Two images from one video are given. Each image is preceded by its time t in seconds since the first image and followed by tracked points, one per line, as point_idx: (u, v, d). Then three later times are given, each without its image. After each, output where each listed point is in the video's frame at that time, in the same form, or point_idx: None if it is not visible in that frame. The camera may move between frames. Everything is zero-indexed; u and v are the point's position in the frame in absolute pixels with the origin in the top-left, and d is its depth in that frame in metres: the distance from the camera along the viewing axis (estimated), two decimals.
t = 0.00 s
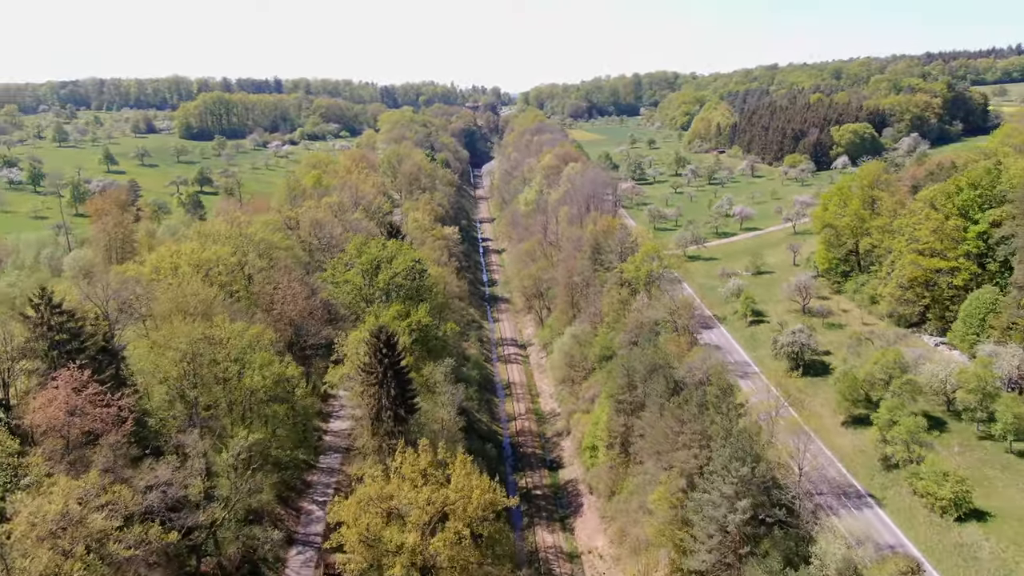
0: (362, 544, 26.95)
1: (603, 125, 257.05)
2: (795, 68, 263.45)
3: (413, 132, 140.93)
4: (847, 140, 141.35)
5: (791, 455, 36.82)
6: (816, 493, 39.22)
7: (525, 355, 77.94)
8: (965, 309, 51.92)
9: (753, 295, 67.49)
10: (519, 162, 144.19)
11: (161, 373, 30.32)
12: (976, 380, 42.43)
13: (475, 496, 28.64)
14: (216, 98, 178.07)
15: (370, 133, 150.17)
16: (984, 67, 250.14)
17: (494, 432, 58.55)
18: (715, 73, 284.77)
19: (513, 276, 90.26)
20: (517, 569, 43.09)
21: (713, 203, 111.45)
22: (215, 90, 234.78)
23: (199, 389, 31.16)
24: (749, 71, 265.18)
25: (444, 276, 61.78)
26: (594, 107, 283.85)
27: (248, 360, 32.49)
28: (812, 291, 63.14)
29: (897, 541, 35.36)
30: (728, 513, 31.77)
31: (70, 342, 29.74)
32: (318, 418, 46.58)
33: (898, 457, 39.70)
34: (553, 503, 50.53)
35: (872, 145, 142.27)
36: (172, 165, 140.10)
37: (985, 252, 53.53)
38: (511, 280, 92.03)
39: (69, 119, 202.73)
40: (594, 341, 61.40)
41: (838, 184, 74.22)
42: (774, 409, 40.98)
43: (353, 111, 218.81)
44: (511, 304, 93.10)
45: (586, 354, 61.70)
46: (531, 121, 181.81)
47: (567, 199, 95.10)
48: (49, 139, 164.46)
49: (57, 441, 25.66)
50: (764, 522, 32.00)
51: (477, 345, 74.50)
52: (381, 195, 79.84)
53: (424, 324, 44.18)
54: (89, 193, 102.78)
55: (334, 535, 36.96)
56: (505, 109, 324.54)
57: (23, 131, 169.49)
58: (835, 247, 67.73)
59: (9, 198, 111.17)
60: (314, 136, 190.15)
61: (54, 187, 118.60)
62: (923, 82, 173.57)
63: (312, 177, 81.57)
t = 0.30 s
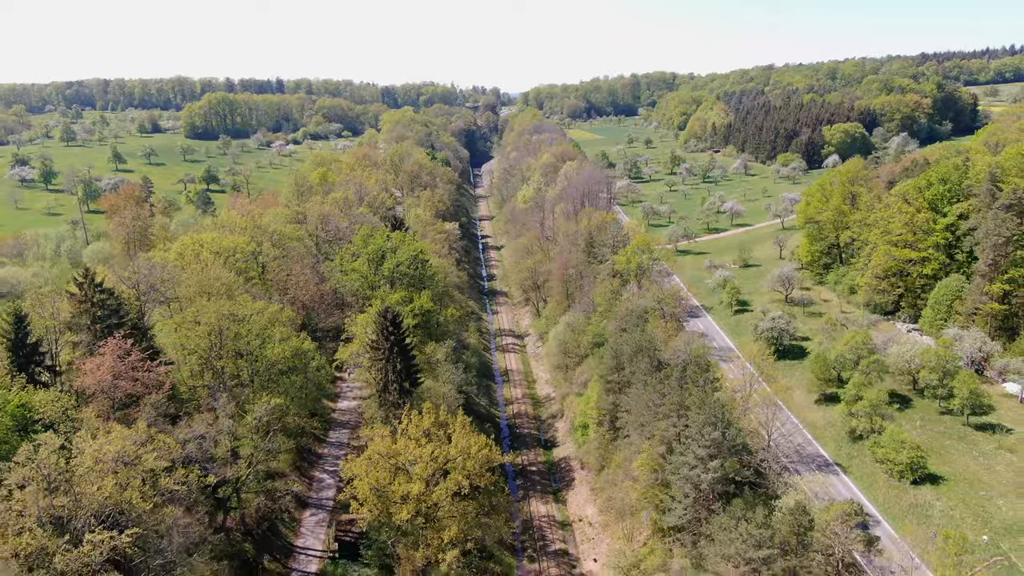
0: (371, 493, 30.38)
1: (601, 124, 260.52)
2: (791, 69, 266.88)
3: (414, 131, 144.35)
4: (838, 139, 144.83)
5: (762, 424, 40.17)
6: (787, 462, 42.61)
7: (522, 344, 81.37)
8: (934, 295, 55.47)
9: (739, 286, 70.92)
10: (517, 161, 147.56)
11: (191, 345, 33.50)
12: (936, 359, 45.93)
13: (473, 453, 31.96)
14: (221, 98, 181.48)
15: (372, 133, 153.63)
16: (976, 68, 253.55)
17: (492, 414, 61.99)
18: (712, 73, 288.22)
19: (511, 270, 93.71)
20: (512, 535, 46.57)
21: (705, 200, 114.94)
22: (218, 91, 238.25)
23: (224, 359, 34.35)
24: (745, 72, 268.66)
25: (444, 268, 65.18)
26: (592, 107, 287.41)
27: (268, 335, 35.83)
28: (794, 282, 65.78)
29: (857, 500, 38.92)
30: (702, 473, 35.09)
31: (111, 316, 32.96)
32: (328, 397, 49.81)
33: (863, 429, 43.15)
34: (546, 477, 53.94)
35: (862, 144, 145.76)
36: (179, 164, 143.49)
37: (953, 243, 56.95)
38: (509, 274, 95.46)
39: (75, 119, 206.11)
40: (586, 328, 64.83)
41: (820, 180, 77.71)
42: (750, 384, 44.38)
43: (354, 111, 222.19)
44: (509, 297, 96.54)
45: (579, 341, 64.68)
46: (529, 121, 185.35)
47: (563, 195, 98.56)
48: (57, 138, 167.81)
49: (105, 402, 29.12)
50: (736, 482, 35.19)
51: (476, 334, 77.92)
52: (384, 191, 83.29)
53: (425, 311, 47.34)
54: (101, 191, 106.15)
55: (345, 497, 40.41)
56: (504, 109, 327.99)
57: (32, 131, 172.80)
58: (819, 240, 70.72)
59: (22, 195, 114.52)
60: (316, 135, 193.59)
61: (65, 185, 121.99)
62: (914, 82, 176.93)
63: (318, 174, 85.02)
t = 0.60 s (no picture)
0: (376, 452, 33.87)
1: (600, 124, 264.14)
2: (787, 69, 270.21)
3: (415, 131, 147.92)
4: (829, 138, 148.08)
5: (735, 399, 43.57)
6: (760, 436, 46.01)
7: (518, 335, 84.80)
8: (905, 284, 58.69)
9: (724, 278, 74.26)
10: (515, 159, 150.99)
11: (212, 321, 36.81)
12: (900, 342, 49.47)
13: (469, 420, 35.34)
14: (224, 98, 184.96)
15: (373, 133, 157.24)
16: (969, 69, 256.67)
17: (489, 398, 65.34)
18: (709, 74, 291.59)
19: (508, 264, 97.15)
20: (507, 505, 50.09)
21: (697, 197, 118.28)
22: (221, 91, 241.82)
23: (241, 336, 37.65)
24: (742, 72, 271.86)
25: (443, 260, 68.68)
26: (590, 107, 290.87)
27: (282, 314, 39.29)
28: (776, 274, 69.01)
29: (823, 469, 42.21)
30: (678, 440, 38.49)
31: (140, 296, 36.39)
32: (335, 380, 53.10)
33: (830, 405, 46.58)
34: (539, 455, 57.36)
35: (853, 143, 148.97)
36: (185, 163, 146.97)
37: (923, 234, 60.42)
38: (506, 268, 98.87)
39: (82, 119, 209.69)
40: (578, 317, 68.27)
41: (803, 177, 81.11)
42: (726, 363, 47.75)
43: (356, 111, 225.67)
44: (506, 291, 100.02)
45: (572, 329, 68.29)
46: (527, 121, 188.83)
47: (559, 193, 102.04)
48: (65, 138, 171.35)
49: (139, 371, 33.10)
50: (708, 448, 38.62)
51: (474, 325, 81.29)
52: (386, 188, 86.79)
53: (425, 298, 50.62)
54: (111, 188, 109.64)
55: (353, 466, 43.83)
56: (504, 109, 331.41)
57: (39, 131, 176.28)
58: (801, 234, 74.10)
59: (34, 192, 117.97)
60: (318, 135, 197.04)
61: (74, 183, 125.48)
62: (905, 83, 180.43)
63: (322, 171, 88.50)
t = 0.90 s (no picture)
0: (378, 420, 37.36)
1: (597, 124, 267.45)
2: (782, 70, 273.55)
3: (415, 130, 151.41)
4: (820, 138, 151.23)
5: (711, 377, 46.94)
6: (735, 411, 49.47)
7: (514, 326, 88.22)
8: (877, 274, 62.01)
9: (710, 270, 77.68)
10: (513, 158, 154.38)
11: (228, 303, 40.10)
12: (868, 326, 52.97)
13: (462, 391, 38.75)
14: (228, 99, 188.47)
15: (374, 132, 160.70)
16: (963, 69, 259.89)
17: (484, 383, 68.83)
18: (705, 74, 294.92)
19: (505, 259, 100.54)
20: (500, 479, 53.61)
21: (689, 195, 121.65)
22: (224, 91, 245.32)
23: (254, 317, 40.91)
24: (738, 73, 275.20)
25: (442, 253, 72.10)
26: (589, 107, 294.37)
27: (292, 297, 42.74)
28: (759, 266, 72.32)
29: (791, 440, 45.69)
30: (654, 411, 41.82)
31: (162, 280, 39.89)
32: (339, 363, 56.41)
33: (800, 384, 50.11)
34: (531, 435, 60.88)
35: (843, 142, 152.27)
36: (190, 161, 150.41)
37: (896, 227, 63.81)
38: (503, 263, 102.28)
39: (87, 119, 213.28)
40: (570, 307, 71.57)
41: (786, 174, 84.49)
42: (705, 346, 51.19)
43: (356, 111, 228.98)
44: (503, 284, 103.41)
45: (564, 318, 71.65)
46: (525, 120, 192.29)
47: (554, 190, 105.52)
48: (72, 137, 174.89)
49: (164, 345, 37.03)
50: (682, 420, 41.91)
51: (471, 316, 84.81)
52: (387, 184, 90.24)
53: (423, 285, 54.00)
54: (120, 186, 113.02)
55: (356, 439, 47.27)
56: (503, 109, 334.82)
57: (46, 130, 179.58)
58: (784, 228, 77.50)
59: (45, 190, 121.46)
60: (320, 134, 200.44)
61: (83, 180, 128.81)
62: (896, 83, 183.87)
63: (325, 169, 92.02)
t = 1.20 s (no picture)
0: (380, 393, 40.76)
1: (595, 124, 270.83)
2: (778, 70, 276.86)
3: (414, 129, 154.82)
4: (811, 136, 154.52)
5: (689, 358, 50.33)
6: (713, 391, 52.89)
7: (509, 318, 91.56)
8: (852, 265, 65.33)
9: (697, 263, 81.06)
10: (510, 158, 157.75)
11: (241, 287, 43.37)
12: (839, 313, 56.37)
13: (457, 368, 42.13)
14: (231, 99, 191.86)
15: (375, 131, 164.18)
16: (955, 70, 263.21)
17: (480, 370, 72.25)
18: (702, 74, 298.25)
19: (501, 253, 103.89)
20: (493, 457, 57.02)
21: (681, 192, 125.00)
22: (226, 91, 248.76)
23: (265, 300, 44.17)
24: (734, 73, 278.53)
25: (440, 246, 75.50)
26: (587, 107, 297.77)
27: (299, 283, 46.05)
28: (743, 259, 75.62)
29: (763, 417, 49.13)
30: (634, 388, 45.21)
31: (180, 266, 43.44)
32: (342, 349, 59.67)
33: (773, 366, 53.53)
34: (523, 417, 64.33)
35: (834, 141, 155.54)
36: (194, 160, 153.73)
37: (870, 221, 67.15)
38: (499, 258, 105.63)
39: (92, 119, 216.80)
40: (562, 297, 74.88)
41: (771, 171, 87.83)
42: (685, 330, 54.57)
43: (357, 111, 232.35)
44: (500, 279, 106.78)
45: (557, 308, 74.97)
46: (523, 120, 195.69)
47: (549, 187, 108.90)
48: (78, 137, 178.32)
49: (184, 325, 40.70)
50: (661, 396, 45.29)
51: (468, 308, 88.22)
52: (387, 181, 93.60)
53: (422, 275, 57.36)
54: (128, 183, 116.35)
55: (359, 417, 50.53)
56: (502, 109, 338.33)
57: (53, 130, 183.04)
58: (768, 223, 80.88)
59: (54, 187, 124.81)
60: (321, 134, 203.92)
61: (90, 178, 132.31)
62: (887, 84, 187.27)
63: (328, 166, 95.43)
